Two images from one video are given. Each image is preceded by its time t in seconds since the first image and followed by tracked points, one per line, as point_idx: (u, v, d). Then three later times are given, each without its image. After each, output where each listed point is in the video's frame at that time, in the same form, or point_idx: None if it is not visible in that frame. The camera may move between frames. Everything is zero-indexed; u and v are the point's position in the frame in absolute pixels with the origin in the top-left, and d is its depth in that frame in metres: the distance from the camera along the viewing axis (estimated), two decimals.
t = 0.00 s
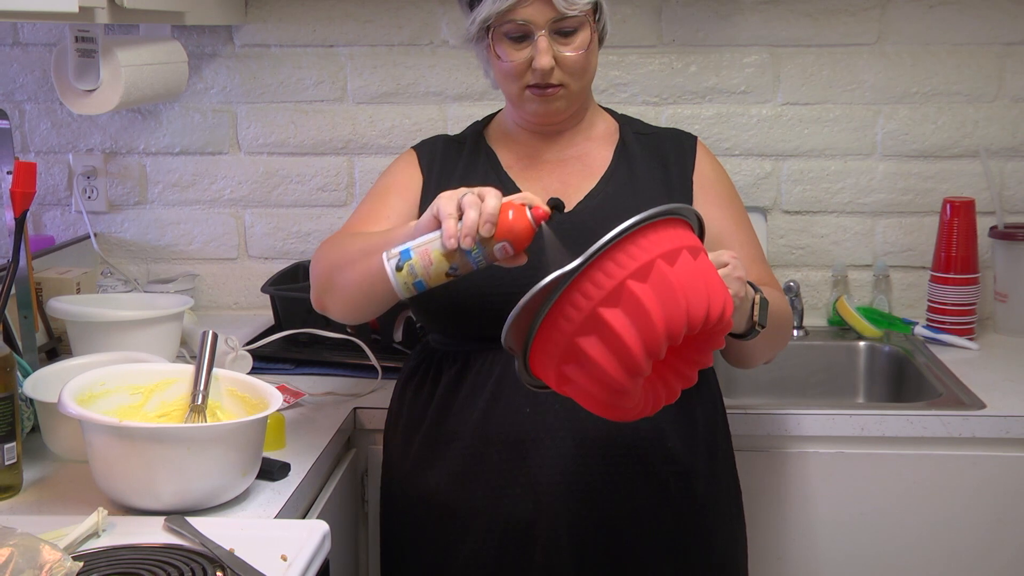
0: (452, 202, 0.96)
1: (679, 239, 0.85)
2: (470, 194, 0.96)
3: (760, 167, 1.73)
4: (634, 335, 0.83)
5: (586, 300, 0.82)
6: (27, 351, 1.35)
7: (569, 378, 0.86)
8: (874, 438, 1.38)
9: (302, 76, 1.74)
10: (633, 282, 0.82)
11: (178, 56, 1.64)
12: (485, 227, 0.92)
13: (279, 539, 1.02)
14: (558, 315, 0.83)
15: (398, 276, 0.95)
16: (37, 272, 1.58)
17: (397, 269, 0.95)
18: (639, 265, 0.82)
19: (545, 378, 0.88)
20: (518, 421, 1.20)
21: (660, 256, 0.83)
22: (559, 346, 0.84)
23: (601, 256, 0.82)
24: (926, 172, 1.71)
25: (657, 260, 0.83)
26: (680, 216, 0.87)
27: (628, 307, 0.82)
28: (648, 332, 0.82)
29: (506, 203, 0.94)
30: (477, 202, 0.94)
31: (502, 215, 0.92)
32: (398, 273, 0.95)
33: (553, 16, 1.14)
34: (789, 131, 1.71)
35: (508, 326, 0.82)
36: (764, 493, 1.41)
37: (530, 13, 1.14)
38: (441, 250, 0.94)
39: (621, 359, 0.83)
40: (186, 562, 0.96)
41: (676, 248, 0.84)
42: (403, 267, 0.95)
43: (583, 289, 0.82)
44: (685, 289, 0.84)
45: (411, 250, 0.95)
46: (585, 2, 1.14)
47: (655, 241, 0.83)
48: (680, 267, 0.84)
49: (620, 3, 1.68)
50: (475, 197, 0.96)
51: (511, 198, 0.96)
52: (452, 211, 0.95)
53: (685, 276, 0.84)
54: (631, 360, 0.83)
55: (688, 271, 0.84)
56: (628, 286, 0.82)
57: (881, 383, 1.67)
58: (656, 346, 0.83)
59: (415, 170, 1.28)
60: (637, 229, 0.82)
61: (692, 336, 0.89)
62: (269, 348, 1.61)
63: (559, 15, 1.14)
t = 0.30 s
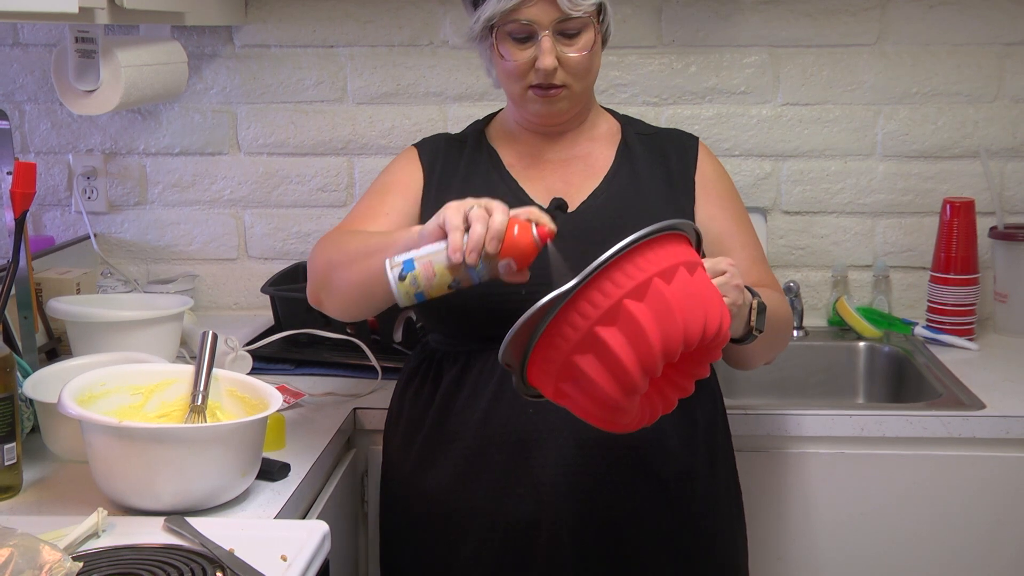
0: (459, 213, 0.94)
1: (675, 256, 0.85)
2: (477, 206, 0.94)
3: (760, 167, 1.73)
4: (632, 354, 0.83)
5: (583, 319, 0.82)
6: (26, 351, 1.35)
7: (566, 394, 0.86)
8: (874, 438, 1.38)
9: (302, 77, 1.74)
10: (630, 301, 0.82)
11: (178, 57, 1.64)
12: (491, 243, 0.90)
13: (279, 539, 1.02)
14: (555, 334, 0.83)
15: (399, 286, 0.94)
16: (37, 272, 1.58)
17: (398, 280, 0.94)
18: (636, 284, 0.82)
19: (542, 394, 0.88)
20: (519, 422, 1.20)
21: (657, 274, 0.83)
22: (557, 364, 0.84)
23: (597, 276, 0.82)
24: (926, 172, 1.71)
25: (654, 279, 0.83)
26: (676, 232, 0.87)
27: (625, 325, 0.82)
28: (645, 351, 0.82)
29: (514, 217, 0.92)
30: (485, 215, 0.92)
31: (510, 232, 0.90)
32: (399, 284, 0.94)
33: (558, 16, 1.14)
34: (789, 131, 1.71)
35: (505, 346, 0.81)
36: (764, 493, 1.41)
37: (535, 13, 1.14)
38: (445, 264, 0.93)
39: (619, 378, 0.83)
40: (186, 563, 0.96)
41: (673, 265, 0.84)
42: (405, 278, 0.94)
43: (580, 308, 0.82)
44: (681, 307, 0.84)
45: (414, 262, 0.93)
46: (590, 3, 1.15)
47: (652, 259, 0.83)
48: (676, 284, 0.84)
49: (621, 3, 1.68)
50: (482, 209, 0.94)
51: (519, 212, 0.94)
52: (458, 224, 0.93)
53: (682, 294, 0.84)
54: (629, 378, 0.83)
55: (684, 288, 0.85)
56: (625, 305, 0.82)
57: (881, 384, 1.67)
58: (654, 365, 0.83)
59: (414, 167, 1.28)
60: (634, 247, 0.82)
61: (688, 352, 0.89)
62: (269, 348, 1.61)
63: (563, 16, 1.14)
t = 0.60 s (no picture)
0: (471, 256, 0.95)
1: (686, 249, 0.85)
2: (487, 242, 0.95)
3: (759, 167, 1.73)
4: (640, 345, 0.83)
5: (592, 308, 0.82)
6: (26, 351, 1.35)
7: (573, 385, 0.86)
8: (873, 438, 1.38)
9: (301, 77, 1.74)
10: (640, 292, 0.82)
11: (178, 57, 1.63)
12: (509, 290, 0.92)
13: (279, 539, 1.02)
14: (564, 323, 0.83)
15: (425, 333, 0.98)
16: (36, 272, 1.58)
17: (424, 327, 0.98)
18: (645, 275, 0.82)
19: (549, 383, 0.88)
20: (519, 421, 1.20)
21: (667, 266, 0.83)
22: (564, 353, 0.84)
23: (607, 265, 0.82)
24: (925, 172, 1.71)
25: (664, 270, 0.83)
26: (688, 225, 0.87)
27: (634, 316, 0.82)
28: (653, 344, 0.82)
29: (526, 256, 0.93)
30: (498, 260, 0.93)
31: (524, 274, 0.92)
32: (425, 331, 0.98)
33: (561, 18, 1.14)
34: (788, 131, 1.71)
35: (513, 334, 0.82)
36: (763, 494, 1.41)
37: (538, 15, 1.14)
38: (467, 309, 0.96)
39: (626, 369, 0.83)
40: (185, 563, 0.96)
41: (683, 258, 0.84)
42: (430, 325, 0.97)
43: (589, 298, 0.82)
44: (690, 300, 0.84)
45: (436, 309, 0.97)
46: (593, 5, 1.15)
47: (663, 251, 0.83)
48: (686, 277, 0.84)
49: (620, 3, 1.68)
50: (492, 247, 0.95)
51: (525, 240, 0.95)
52: (472, 270, 0.94)
53: (692, 287, 0.84)
54: (636, 370, 0.83)
55: (694, 281, 0.84)
56: (634, 296, 0.82)
57: (880, 384, 1.67)
58: (661, 357, 0.83)
59: (411, 172, 1.28)
60: (645, 238, 0.82)
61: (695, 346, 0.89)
62: (268, 348, 1.61)
63: (567, 18, 1.14)
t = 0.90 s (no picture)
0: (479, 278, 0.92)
1: (684, 249, 0.85)
2: (493, 264, 0.92)
3: (760, 167, 1.73)
4: (636, 343, 0.82)
5: (589, 305, 0.82)
6: (26, 351, 1.35)
7: (569, 381, 0.86)
8: (873, 438, 1.38)
9: (302, 77, 1.74)
10: (637, 290, 0.82)
11: (178, 56, 1.63)
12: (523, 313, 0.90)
13: (279, 539, 1.02)
14: (561, 319, 0.83)
15: (440, 359, 0.94)
16: (37, 272, 1.59)
17: (439, 355, 0.94)
18: (643, 272, 0.82)
19: (545, 380, 0.88)
20: (519, 420, 1.20)
21: (666, 264, 0.83)
22: (561, 349, 0.84)
23: (605, 263, 0.82)
24: (926, 172, 1.71)
25: (662, 268, 0.83)
26: (687, 224, 0.87)
27: (631, 313, 0.82)
28: (649, 341, 0.82)
29: (534, 274, 0.90)
30: (507, 282, 0.90)
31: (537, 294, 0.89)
32: (441, 358, 0.94)
33: (564, 19, 1.14)
34: (789, 131, 1.71)
35: (511, 330, 0.82)
36: (763, 493, 1.41)
37: (541, 16, 1.14)
38: (482, 335, 0.93)
39: (621, 366, 0.83)
40: (186, 562, 0.96)
41: (681, 257, 0.84)
42: (445, 353, 0.94)
43: (586, 294, 0.82)
44: (688, 299, 0.84)
45: (449, 337, 0.93)
46: (596, 6, 1.14)
47: (661, 249, 0.83)
48: (684, 276, 0.84)
49: (620, 2, 1.68)
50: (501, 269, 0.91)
51: (530, 255, 0.93)
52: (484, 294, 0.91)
53: (689, 286, 0.84)
54: (631, 367, 0.83)
55: (692, 280, 0.84)
56: (631, 293, 0.82)
57: (881, 384, 1.67)
58: (657, 355, 0.83)
59: (412, 175, 1.27)
60: (643, 236, 0.82)
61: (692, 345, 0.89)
62: (269, 348, 1.61)
63: (570, 19, 1.14)
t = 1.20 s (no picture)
0: (496, 275, 0.94)
1: (678, 251, 0.85)
2: (511, 261, 0.93)
3: (760, 167, 1.73)
4: (628, 344, 0.82)
5: (580, 305, 0.82)
6: (26, 351, 1.35)
7: (562, 383, 0.86)
8: (873, 438, 1.38)
9: (302, 77, 1.74)
10: (629, 291, 0.82)
11: (178, 56, 1.63)
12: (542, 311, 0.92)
13: (279, 539, 1.02)
14: (553, 320, 0.84)
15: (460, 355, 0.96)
16: (37, 272, 1.59)
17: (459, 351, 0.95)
18: (635, 274, 0.82)
19: (539, 383, 0.88)
20: (518, 420, 1.20)
21: (658, 266, 0.83)
22: (553, 350, 0.85)
23: (597, 264, 0.82)
24: (925, 173, 1.71)
25: (654, 270, 0.83)
26: (681, 228, 0.87)
27: (623, 314, 0.82)
28: (641, 342, 0.82)
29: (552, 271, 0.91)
30: (527, 279, 0.92)
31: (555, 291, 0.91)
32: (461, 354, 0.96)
33: (556, 20, 1.14)
34: (789, 131, 1.71)
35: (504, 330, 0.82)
36: (763, 494, 1.41)
37: (535, 18, 1.14)
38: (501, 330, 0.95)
39: (613, 367, 0.83)
40: (186, 562, 0.96)
41: (675, 259, 0.85)
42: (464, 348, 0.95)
43: (578, 295, 0.83)
44: (681, 300, 0.84)
45: (471, 333, 0.95)
46: (590, 8, 1.15)
47: (654, 251, 0.84)
48: (678, 278, 0.84)
49: (620, 3, 1.68)
50: (519, 264, 0.93)
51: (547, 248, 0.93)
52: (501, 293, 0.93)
53: (683, 288, 0.84)
54: (623, 368, 0.83)
55: (686, 283, 0.85)
56: (623, 294, 0.82)
57: (881, 384, 1.67)
58: (649, 356, 0.83)
59: (410, 175, 1.27)
60: (635, 237, 0.83)
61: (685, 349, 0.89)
62: (269, 348, 1.61)
63: (562, 20, 1.14)
